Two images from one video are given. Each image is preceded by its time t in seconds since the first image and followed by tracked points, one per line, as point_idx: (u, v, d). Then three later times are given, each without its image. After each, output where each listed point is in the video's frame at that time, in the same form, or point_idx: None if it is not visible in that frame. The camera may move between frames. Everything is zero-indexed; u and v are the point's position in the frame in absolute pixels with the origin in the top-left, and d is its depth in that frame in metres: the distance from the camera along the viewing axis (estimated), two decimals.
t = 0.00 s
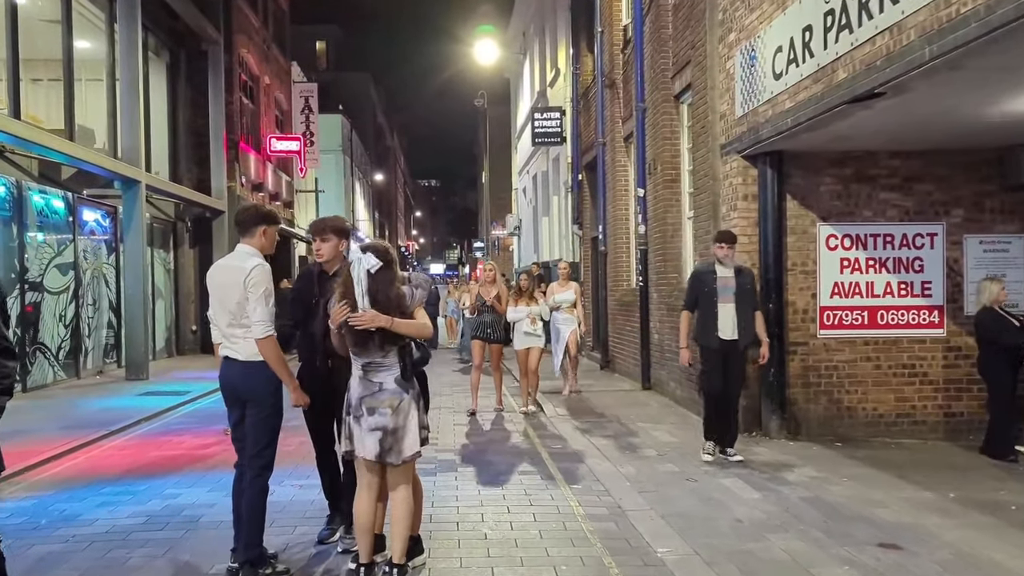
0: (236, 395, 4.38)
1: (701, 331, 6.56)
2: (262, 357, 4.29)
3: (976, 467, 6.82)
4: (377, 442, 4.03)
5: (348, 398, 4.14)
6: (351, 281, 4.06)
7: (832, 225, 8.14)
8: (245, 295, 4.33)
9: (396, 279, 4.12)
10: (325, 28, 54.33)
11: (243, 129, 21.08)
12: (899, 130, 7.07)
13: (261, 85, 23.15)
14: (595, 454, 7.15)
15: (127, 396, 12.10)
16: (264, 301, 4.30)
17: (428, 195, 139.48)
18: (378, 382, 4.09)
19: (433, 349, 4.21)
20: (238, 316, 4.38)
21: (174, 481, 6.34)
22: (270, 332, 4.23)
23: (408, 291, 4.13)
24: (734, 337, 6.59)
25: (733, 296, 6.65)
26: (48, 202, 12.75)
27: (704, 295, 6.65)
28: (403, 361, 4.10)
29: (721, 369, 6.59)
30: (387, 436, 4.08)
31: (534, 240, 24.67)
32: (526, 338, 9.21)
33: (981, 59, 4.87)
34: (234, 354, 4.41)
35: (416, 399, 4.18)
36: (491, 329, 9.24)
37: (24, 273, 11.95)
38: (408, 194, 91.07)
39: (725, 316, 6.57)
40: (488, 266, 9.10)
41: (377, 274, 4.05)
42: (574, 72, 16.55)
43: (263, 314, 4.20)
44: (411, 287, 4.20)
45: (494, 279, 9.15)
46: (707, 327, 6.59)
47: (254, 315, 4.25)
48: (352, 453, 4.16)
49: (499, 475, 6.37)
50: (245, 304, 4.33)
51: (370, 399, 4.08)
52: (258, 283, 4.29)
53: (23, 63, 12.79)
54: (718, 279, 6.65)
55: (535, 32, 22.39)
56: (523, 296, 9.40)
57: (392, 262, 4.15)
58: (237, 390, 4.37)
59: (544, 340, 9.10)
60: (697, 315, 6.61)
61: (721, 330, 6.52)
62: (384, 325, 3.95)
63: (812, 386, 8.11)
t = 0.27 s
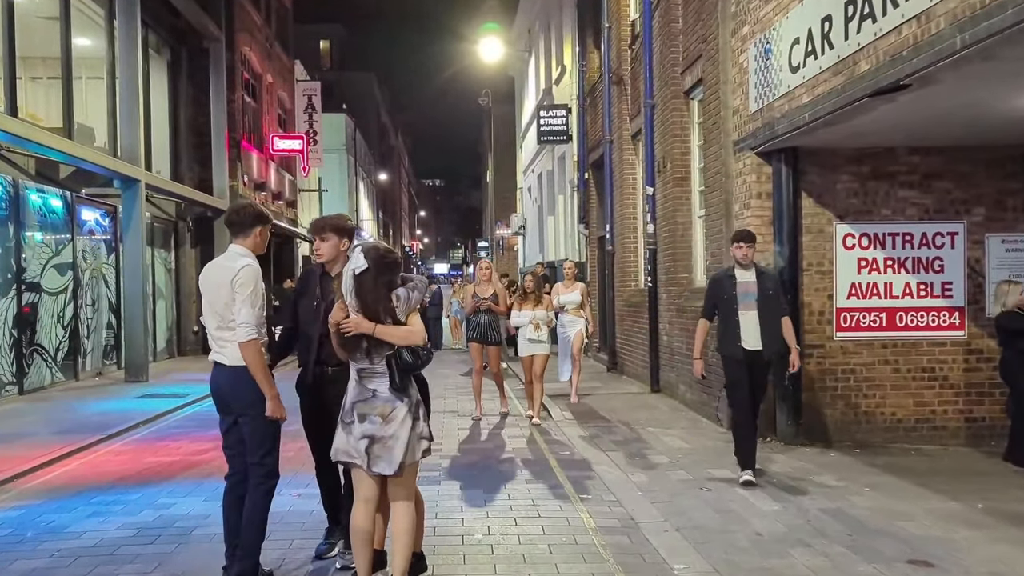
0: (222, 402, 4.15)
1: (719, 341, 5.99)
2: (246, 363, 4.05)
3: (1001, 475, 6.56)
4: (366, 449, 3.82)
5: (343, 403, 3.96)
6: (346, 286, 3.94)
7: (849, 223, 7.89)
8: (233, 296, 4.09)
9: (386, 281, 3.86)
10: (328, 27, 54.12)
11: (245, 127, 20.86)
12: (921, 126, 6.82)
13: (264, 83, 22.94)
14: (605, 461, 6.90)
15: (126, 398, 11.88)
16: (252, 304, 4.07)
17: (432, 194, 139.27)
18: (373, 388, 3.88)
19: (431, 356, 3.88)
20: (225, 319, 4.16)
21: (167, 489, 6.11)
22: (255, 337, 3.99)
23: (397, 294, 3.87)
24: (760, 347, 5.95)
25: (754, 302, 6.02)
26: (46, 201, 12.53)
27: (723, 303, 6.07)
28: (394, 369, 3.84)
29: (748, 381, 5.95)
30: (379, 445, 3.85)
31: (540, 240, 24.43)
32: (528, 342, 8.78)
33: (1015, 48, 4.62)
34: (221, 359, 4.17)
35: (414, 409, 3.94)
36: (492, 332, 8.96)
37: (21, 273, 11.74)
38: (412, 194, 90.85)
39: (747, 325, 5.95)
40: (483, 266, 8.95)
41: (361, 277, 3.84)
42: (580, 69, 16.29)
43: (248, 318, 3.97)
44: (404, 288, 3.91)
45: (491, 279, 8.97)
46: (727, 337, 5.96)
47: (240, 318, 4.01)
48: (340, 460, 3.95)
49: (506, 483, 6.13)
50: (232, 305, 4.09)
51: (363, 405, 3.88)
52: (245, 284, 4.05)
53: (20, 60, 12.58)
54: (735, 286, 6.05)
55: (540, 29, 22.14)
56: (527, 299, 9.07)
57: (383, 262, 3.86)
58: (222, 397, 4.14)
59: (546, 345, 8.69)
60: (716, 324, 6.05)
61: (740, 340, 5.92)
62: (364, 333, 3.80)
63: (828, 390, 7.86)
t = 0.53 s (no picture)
0: (201, 403, 3.86)
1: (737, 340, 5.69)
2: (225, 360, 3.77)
3: None
4: (348, 453, 3.58)
5: (328, 403, 3.71)
6: (337, 277, 3.68)
7: (862, 218, 7.61)
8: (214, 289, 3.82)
9: (379, 275, 3.61)
10: (330, 25, 53.86)
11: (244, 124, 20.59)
12: (941, 115, 6.53)
13: (264, 80, 22.67)
14: (611, 466, 6.62)
15: (118, 399, 11.59)
16: (234, 298, 3.79)
17: (434, 193, 139.04)
18: (357, 388, 3.62)
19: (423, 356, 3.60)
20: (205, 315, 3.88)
21: (151, 495, 5.83)
22: (235, 334, 3.72)
23: (388, 288, 3.59)
24: (779, 343, 5.67)
25: (774, 296, 5.74)
26: (37, 197, 12.24)
27: (741, 298, 5.74)
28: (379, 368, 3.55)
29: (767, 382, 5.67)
30: (363, 449, 3.59)
31: (542, 238, 24.15)
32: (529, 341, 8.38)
33: None
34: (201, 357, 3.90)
35: (402, 412, 3.66)
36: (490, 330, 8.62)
37: (12, 271, 11.45)
38: (414, 194, 90.60)
39: (765, 321, 5.66)
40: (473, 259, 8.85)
41: (355, 267, 3.59)
42: (583, 64, 15.99)
43: (228, 311, 3.70)
44: (399, 282, 3.65)
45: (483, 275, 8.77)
46: (744, 336, 5.67)
47: (221, 313, 3.74)
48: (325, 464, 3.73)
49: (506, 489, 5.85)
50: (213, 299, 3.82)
51: (346, 406, 3.63)
52: (226, 277, 3.78)
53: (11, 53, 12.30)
54: (755, 279, 5.73)
55: (542, 24, 21.85)
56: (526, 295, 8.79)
57: (379, 254, 3.62)
58: (200, 398, 3.86)
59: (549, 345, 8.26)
60: (734, 322, 5.73)
61: (759, 337, 5.62)
62: (350, 325, 3.54)
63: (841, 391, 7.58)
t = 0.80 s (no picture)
0: (180, 418, 3.58)
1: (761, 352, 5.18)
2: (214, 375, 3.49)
3: None
4: (329, 473, 3.33)
5: (311, 418, 3.46)
6: (324, 282, 3.45)
7: (874, 219, 7.35)
8: (196, 300, 3.52)
9: (367, 281, 3.36)
10: (330, 25, 53.61)
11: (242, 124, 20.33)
12: (958, 112, 6.27)
13: (262, 79, 22.41)
14: (614, 477, 6.36)
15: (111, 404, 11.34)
16: (221, 308, 3.51)
17: (436, 193, 138.77)
18: (341, 403, 3.37)
19: (412, 370, 3.34)
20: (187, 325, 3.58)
21: (134, 509, 5.58)
22: (226, 349, 3.43)
23: (376, 295, 3.33)
24: (807, 359, 5.12)
25: (802, 306, 5.19)
26: (28, 198, 12.00)
27: (766, 304, 5.21)
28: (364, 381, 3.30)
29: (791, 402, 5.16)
30: (346, 469, 3.34)
31: (544, 239, 23.90)
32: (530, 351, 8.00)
33: None
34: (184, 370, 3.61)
35: (388, 430, 3.40)
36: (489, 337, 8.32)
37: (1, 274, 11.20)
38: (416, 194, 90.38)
39: (791, 334, 5.13)
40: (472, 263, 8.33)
41: (343, 271, 3.34)
42: (586, 62, 15.72)
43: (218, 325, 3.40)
44: (390, 291, 3.39)
45: (479, 281, 8.34)
46: (768, 349, 5.15)
47: (209, 327, 3.46)
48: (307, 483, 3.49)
49: (505, 504, 5.60)
50: (196, 311, 3.52)
51: (329, 422, 3.38)
52: (212, 287, 3.49)
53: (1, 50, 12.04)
54: (782, 285, 5.21)
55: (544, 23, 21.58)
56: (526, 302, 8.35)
57: (369, 260, 3.37)
58: (179, 412, 3.57)
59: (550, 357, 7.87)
60: (759, 332, 5.21)
61: (783, 353, 5.10)
62: (334, 334, 3.30)
63: (853, 398, 7.32)
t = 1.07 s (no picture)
0: (157, 419, 3.25)
1: (799, 349, 4.77)
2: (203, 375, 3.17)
3: None
4: (317, 479, 3.07)
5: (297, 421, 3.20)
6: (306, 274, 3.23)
7: (888, 212, 7.09)
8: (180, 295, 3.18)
9: (350, 273, 3.13)
10: (329, 22, 53.40)
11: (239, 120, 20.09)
12: (978, 100, 6.02)
13: (260, 75, 22.17)
14: (618, 481, 6.11)
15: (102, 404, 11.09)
16: (210, 305, 3.18)
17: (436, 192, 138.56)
18: (329, 404, 3.11)
19: (402, 367, 3.08)
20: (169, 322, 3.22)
21: (117, 515, 5.33)
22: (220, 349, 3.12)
23: (360, 287, 3.11)
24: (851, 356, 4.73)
25: (847, 298, 4.77)
26: (17, 193, 11.74)
27: (806, 295, 4.81)
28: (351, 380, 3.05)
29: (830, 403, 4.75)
30: (336, 474, 3.07)
31: (544, 237, 23.67)
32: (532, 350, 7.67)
33: None
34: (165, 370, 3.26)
35: (382, 431, 3.13)
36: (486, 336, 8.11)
37: None
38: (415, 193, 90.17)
39: (834, 328, 4.72)
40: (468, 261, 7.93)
41: (324, 262, 3.12)
42: (587, 56, 15.49)
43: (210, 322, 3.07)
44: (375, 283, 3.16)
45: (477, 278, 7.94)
46: (809, 343, 4.74)
47: (199, 325, 3.14)
48: (293, 492, 3.21)
49: (505, 509, 5.34)
50: (180, 308, 3.18)
51: (316, 425, 3.11)
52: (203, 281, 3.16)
53: None
54: (824, 275, 4.78)
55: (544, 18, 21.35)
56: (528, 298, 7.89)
57: (352, 250, 3.14)
58: (157, 413, 3.24)
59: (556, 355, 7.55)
60: (799, 324, 4.80)
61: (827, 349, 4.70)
62: (317, 329, 3.07)
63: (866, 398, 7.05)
